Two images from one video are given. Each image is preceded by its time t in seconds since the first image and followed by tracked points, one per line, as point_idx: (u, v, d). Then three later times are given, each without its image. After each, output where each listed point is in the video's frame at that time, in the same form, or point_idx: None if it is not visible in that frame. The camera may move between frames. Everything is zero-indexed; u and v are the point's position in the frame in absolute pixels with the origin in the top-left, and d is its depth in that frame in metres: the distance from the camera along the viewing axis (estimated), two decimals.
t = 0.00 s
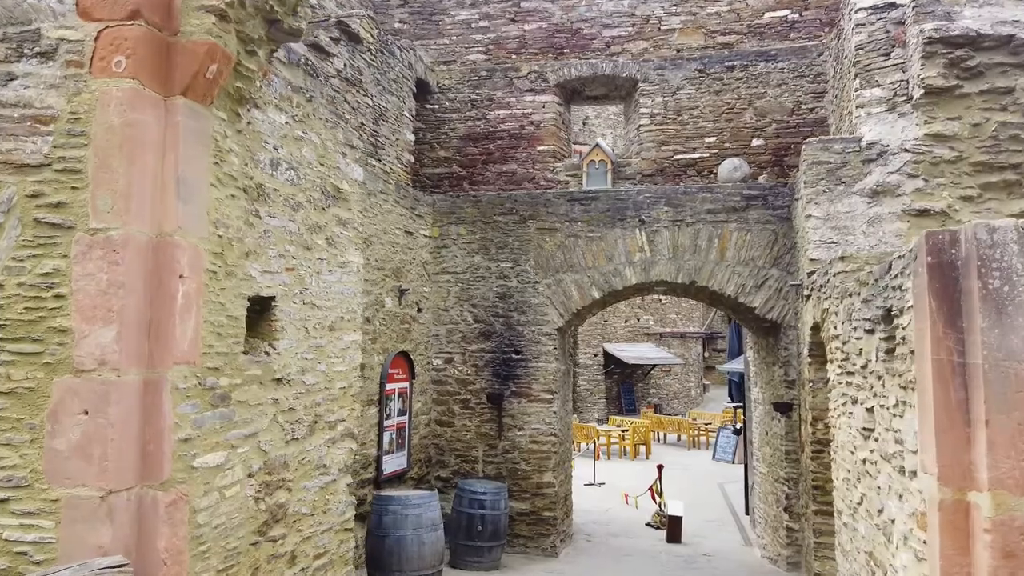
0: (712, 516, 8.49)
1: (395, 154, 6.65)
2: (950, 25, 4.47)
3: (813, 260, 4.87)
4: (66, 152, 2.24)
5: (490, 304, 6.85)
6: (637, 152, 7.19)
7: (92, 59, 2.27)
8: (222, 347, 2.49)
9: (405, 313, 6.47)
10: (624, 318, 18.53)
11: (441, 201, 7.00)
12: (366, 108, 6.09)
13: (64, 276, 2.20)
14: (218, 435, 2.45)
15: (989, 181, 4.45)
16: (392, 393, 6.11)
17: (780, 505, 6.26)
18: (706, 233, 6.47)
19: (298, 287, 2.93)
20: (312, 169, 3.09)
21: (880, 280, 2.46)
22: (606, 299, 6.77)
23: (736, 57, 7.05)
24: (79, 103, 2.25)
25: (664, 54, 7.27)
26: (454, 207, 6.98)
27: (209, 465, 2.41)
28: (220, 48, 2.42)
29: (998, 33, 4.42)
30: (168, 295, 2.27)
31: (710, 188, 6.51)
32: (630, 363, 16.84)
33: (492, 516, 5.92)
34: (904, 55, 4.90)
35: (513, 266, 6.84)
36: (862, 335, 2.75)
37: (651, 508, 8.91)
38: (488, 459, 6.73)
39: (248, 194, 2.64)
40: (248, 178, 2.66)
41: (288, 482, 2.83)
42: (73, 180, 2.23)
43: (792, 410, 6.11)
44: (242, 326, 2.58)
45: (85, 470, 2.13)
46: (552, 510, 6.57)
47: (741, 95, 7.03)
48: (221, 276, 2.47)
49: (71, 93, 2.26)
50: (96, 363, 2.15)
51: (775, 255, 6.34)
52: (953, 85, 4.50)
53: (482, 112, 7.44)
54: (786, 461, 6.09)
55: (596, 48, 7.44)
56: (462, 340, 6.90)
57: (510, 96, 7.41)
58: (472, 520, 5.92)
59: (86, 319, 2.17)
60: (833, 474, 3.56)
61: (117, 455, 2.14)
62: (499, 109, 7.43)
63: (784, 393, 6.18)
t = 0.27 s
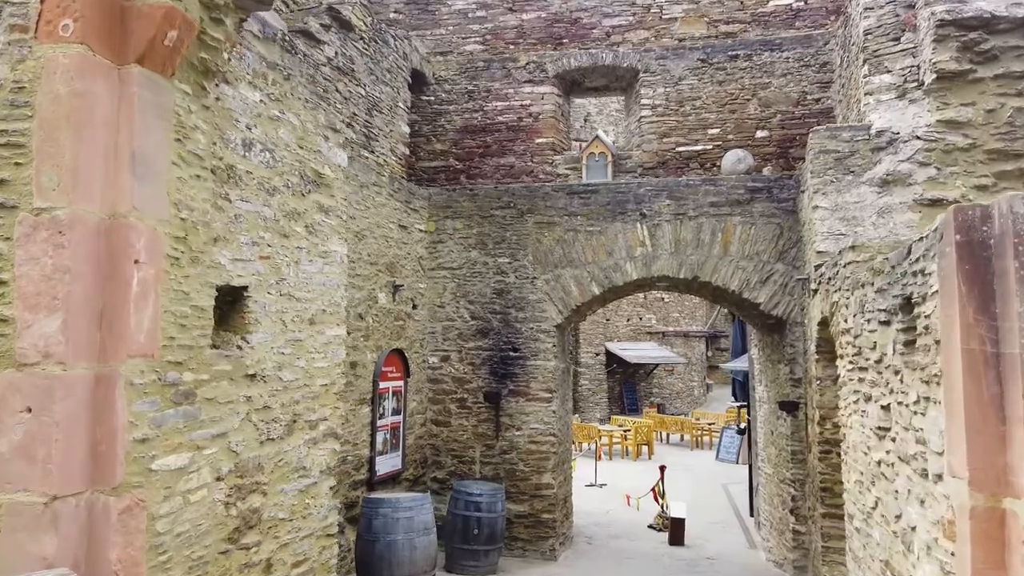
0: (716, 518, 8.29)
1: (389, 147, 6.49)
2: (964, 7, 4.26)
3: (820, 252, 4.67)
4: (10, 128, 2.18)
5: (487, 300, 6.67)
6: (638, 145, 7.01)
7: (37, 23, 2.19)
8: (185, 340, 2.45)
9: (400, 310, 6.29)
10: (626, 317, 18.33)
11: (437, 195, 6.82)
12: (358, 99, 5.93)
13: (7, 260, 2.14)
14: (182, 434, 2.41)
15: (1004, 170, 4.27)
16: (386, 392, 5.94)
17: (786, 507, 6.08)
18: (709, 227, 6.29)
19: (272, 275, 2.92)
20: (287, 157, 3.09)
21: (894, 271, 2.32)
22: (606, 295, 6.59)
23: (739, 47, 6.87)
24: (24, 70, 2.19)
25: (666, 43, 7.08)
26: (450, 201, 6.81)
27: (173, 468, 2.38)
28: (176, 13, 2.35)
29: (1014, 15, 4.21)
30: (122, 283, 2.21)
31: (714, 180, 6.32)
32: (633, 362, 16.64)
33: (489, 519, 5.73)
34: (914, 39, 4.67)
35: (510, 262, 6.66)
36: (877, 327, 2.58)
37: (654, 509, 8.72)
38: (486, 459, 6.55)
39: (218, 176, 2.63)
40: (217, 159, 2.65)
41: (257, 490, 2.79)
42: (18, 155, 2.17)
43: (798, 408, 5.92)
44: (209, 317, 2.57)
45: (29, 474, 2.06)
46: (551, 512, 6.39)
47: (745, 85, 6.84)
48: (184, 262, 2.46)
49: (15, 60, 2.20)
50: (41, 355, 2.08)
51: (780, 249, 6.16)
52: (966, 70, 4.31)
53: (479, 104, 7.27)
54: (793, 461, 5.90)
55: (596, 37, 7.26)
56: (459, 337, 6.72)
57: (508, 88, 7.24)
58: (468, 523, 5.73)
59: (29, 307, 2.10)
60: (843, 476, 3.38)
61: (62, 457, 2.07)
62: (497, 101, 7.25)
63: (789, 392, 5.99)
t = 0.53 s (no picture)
0: (721, 518, 8.13)
1: (387, 138, 6.35)
2: None
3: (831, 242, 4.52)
4: None
5: (488, 295, 6.53)
6: (642, 136, 6.85)
7: None
8: (157, 325, 2.43)
9: (398, 305, 6.14)
10: (629, 316, 18.17)
11: (436, 187, 6.68)
12: (355, 88, 5.80)
13: None
14: (153, 427, 2.41)
15: None
16: (383, 388, 5.80)
17: (794, 506, 5.92)
18: (715, 220, 6.13)
19: (254, 257, 2.94)
20: (272, 138, 3.10)
21: (919, 252, 2.19)
22: (610, 290, 6.44)
23: (745, 36, 6.71)
24: None
25: (670, 33, 6.93)
26: (450, 193, 6.66)
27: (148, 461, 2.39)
28: None
29: None
30: (87, 262, 2.15)
31: (720, 172, 6.17)
32: (636, 361, 16.49)
33: (489, 518, 5.57)
34: (928, 23, 4.49)
35: (511, 255, 6.51)
36: (900, 314, 2.43)
37: (658, 509, 8.57)
38: (486, 458, 6.40)
39: (197, 154, 2.65)
40: (195, 134, 2.65)
41: (240, 485, 2.81)
42: None
43: (807, 405, 5.76)
44: (185, 301, 2.58)
45: None
46: (553, 512, 6.24)
47: (751, 75, 6.69)
48: (162, 240, 2.46)
49: None
50: None
51: (788, 242, 6.01)
52: (984, 53, 4.13)
53: (480, 95, 7.12)
54: (801, 459, 5.74)
55: (600, 27, 7.11)
56: (459, 333, 6.58)
57: (509, 79, 7.09)
58: (467, 522, 5.57)
59: None
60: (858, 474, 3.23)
61: (16, 449, 1.98)
62: (498, 92, 7.11)
63: (798, 388, 5.83)
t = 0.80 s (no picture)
0: (727, 521, 7.94)
1: (384, 128, 6.17)
2: None
3: (845, 234, 4.30)
4: None
5: (487, 290, 6.34)
6: (646, 128, 6.66)
7: None
8: (115, 314, 2.31)
9: (395, 300, 5.96)
10: (633, 315, 17.97)
11: (434, 180, 6.49)
12: (351, 76, 5.62)
13: None
14: (110, 427, 2.28)
15: None
16: (379, 386, 5.62)
17: (803, 509, 5.73)
18: (722, 213, 5.94)
19: (227, 240, 2.84)
20: (249, 118, 3.01)
21: (952, 236, 2.01)
22: (613, 285, 6.25)
23: (753, 24, 6.52)
24: None
25: (675, 22, 6.74)
26: (448, 186, 6.47)
27: (105, 463, 2.27)
28: None
29: None
30: (30, 243, 2.05)
31: (726, 163, 5.98)
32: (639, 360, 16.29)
33: (488, 521, 5.39)
34: (945, 5, 4.30)
35: (511, 250, 6.33)
36: (925, 304, 2.26)
37: (661, 511, 8.38)
38: (485, 458, 6.22)
39: (163, 129, 2.55)
40: (165, 108, 2.57)
41: (209, 490, 2.71)
42: None
43: (816, 404, 5.57)
44: (150, 287, 2.47)
45: None
46: (554, 514, 6.05)
47: (759, 64, 6.49)
48: (121, 221, 2.34)
49: None
50: None
51: (796, 236, 5.82)
52: (1004, 34, 3.94)
53: (479, 86, 6.94)
54: (811, 461, 5.55)
55: (603, 16, 6.92)
56: (457, 329, 6.39)
57: (510, 69, 6.91)
58: (465, 525, 5.38)
59: None
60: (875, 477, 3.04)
61: None
62: (498, 82, 6.92)
63: (807, 387, 5.64)
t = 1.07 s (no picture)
0: (728, 522, 7.78)
1: (375, 120, 6.01)
2: None
3: (850, 224, 4.14)
4: None
5: (482, 286, 6.18)
6: (645, 120, 6.49)
7: None
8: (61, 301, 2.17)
9: (387, 296, 5.80)
10: (632, 314, 17.80)
11: (427, 172, 6.33)
12: (341, 65, 5.46)
13: None
14: (55, 423, 2.14)
15: None
16: (370, 384, 5.46)
17: (806, 511, 5.57)
18: (723, 206, 5.78)
19: (194, 224, 2.71)
20: (219, 96, 2.87)
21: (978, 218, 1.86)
22: (611, 281, 6.09)
23: (754, 14, 6.37)
24: None
25: (675, 12, 6.58)
26: (443, 179, 6.31)
27: (50, 462, 2.12)
28: None
29: None
30: None
31: (728, 156, 5.82)
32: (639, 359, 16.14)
33: (482, 523, 5.22)
34: None
35: (507, 244, 6.17)
36: (947, 290, 2.12)
37: (661, 512, 8.22)
38: (480, 458, 6.06)
39: (119, 102, 2.40)
40: (122, 80, 2.42)
41: (174, 492, 2.56)
42: None
43: (820, 403, 5.41)
44: (105, 271, 2.33)
45: None
46: (551, 516, 5.89)
47: (761, 55, 6.34)
48: (64, 201, 2.19)
49: None
50: None
51: (800, 230, 5.66)
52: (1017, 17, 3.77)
53: (475, 77, 6.78)
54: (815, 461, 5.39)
55: (600, 6, 6.76)
56: (451, 326, 6.23)
57: (505, 60, 6.75)
58: (458, 527, 5.22)
59: None
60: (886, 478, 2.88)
61: None
62: (494, 74, 6.76)
63: (810, 385, 5.48)
